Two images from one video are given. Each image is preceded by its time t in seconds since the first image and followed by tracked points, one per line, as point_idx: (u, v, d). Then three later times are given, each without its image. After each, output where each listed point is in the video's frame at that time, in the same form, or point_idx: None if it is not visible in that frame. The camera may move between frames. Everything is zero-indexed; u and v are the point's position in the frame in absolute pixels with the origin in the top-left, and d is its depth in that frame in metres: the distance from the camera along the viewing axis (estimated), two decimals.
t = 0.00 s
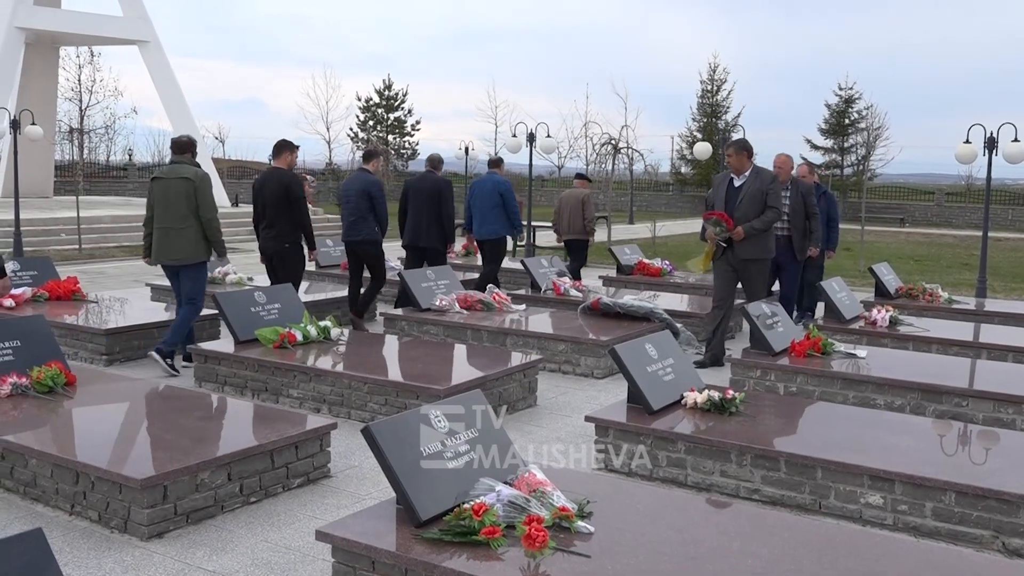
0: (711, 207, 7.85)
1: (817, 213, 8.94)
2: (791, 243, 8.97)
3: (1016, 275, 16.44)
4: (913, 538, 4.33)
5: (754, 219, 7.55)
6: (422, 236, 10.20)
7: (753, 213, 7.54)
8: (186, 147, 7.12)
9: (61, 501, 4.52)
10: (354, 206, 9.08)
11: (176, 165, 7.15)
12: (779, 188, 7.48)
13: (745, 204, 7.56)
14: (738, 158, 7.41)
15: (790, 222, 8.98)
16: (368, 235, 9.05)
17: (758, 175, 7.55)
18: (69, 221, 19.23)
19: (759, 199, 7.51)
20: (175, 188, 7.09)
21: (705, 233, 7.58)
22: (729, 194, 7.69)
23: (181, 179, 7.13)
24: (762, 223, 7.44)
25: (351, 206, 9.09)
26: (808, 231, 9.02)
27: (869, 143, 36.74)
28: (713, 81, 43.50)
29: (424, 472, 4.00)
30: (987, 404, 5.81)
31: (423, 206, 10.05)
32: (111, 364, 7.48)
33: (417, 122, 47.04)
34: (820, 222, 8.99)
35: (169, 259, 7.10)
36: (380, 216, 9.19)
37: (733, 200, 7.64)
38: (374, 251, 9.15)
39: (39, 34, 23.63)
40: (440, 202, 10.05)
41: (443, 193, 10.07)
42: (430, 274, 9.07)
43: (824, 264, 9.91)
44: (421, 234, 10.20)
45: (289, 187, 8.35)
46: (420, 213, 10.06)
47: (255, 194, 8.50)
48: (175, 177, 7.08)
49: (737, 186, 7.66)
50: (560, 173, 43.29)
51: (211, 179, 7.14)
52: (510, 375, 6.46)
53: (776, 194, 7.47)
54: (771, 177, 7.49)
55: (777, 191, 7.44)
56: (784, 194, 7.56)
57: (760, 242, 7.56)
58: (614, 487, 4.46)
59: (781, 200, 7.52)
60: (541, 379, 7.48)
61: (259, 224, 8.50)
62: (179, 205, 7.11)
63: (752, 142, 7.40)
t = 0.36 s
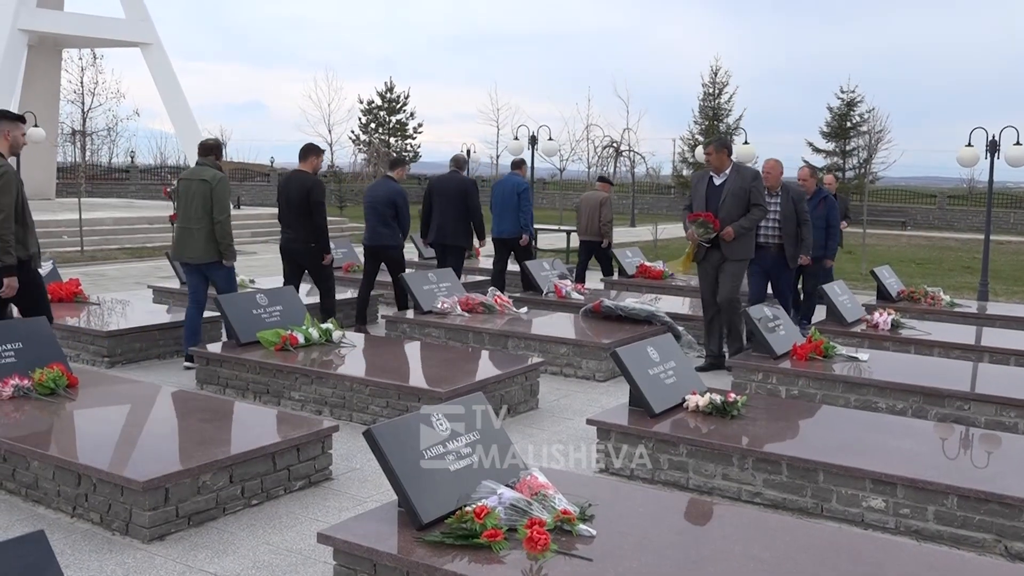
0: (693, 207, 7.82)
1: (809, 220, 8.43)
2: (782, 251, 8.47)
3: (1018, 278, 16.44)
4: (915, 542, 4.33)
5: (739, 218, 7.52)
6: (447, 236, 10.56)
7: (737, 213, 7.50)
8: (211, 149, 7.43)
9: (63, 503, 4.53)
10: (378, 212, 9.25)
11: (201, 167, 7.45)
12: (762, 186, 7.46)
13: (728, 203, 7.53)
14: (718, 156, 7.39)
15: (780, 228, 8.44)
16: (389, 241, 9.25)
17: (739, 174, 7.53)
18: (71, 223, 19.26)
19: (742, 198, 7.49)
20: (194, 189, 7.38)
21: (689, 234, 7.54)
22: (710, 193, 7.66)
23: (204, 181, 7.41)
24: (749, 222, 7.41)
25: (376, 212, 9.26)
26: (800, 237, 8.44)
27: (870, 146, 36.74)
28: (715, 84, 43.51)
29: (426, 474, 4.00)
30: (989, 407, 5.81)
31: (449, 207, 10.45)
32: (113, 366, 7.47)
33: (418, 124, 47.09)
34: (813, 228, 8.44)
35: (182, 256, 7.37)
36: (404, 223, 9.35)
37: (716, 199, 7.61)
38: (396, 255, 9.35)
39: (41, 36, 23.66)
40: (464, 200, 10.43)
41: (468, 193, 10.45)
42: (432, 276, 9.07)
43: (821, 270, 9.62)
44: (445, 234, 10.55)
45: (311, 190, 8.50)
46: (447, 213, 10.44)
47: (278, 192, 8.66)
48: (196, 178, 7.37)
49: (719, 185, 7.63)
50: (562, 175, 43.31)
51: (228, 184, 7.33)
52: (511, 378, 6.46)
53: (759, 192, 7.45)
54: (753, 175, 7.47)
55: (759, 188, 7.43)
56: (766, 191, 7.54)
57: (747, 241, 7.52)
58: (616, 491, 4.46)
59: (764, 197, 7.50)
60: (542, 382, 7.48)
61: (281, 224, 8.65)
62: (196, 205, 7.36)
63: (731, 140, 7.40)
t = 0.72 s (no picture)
0: (680, 216, 7.53)
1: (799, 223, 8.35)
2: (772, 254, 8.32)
3: (1020, 281, 16.43)
4: (917, 546, 4.32)
5: (726, 229, 7.21)
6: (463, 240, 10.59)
7: (724, 224, 7.19)
8: (247, 155, 7.73)
9: (64, 506, 4.52)
10: (406, 212, 9.99)
11: (235, 171, 7.80)
12: (750, 197, 7.15)
13: (714, 213, 7.22)
14: (707, 163, 7.09)
15: (771, 231, 8.30)
16: (413, 240, 10.01)
17: (728, 183, 7.22)
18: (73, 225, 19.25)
19: (729, 209, 7.18)
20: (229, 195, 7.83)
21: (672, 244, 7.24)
22: (697, 202, 7.37)
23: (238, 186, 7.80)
24: (735, 235, 7.10)
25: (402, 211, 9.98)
26: (790, 241, 8.39)
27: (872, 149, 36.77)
28: (716, 88, 43.52)
29: (428, 478, 4.00)
30: (991, 411, 5.80)
31: (466, 211, 10.56)
32: (114, 369, 7.47)
33: (420, 127, 47.14)
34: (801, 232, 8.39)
35: (217, 256, 7.84)
36: (429, 224, 10.07)
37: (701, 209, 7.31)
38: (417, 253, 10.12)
39: (43, 38, 23.66)
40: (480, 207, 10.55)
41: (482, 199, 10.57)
42: (433, 280, 9.07)
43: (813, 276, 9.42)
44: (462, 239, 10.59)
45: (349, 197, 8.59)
46: (463, 218, 10.53)
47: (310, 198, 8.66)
48: (231, 183, 7.76)
49: (705, 194, 7.34)
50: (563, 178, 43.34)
51: (265, 189, 7.75)
52: (513, 382, 6.46)
53: (747, 203, 7.14)
54: (741, 185, 7.17)
55: (748, 199, 7.12)
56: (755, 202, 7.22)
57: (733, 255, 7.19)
58: (618, 495, 4.46)
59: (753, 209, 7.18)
60: (543, 385, 7.47)
61: (314, 229, 8.69)
62: (232, 209, 7.78)
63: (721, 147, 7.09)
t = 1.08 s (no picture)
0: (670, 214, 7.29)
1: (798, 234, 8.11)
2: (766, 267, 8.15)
3: None
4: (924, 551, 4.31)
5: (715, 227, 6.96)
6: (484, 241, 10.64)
7: (713, 222, 6.95)
8: (279, 162, 8.54)
9: (71, 509, 4.53)
10: (428, 218, 10.08)
11: (269, 178, 8.55)
12: (742, 195, 6.91)
13: (704, 212, 6.98)
14: (700, 160, 6.85)
15: (766, 242, 8.11)
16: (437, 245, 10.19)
17: (720, 181, 6.99)
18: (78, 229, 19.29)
19: (719, 207, 6.94)
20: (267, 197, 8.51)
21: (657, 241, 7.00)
22: (687, 201, 7.12)
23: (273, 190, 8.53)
24: (723, 232, 6.84)
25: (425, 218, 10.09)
26: (787, 252, 8.15)
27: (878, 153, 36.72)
28: (721, 92, 43.54)
29: (433, 482, 4.00)
30: (999, 417, 5.78)
31: (484, 211, 10.62)
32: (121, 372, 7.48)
33: (425, 132, 47.23)
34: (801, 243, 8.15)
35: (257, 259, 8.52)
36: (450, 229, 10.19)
37: (691, 206, 7.06)
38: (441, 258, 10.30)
39: (50, 43, 23.74)
40: (498, 208, 10.60)
41: (502, 201, 10.63)
42: (438, 284, 9.07)
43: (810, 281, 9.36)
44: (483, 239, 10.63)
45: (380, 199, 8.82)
46: (481, 217, 10.61)
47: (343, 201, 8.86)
48: (267, 188, 8.47)
49: (697, 192, 7.08)
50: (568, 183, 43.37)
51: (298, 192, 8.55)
52: (519, 386, 6.46)
53: (738, 202, 6.90)
54: (733, 183, 6.93)
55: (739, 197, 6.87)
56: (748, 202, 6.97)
57: (721, 254, 6.94)
58: (624, 499, 4.45)
59: (745, 208, 6.93)
60: (549, 389, 7.47)
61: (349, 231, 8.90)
62: (269, 212, 8.51)
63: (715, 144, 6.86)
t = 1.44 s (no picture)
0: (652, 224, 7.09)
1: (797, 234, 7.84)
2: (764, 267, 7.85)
3: None
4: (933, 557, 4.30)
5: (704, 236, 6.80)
6: (512, 245, 10.79)
7: (701, 232, 6.78)
8: (308, 166, 8.63)
9: (79, 513, 4.54)
10: (450, 219, 10.31)
11: (299, 181, 8.68)
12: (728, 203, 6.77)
13: (691, 221, 6.79)
14: (684, 168, 6.64)
15: (765, 242, 7.84)
16: (462, 246, 10.39)
17: (704, 189, 6.82)
18: (86, 233, 19.32)
19: (708, 215, 6.78)
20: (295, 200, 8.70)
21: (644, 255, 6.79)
22: (672, 210, 6.92)
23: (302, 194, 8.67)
24: (714, 242, 6.70)
25: (447, 219, 10.32)
26: (785, 252, 7.86)
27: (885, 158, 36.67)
28: (728, 96, 43.54)
29: (442, 487, 4.00)
30: (1008, 422, 5.76)
31: (514, 215, 10.80)
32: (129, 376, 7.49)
33: (431, 136, 47.29)
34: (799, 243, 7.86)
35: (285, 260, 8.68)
36: (474, 228, 10.42)
37: (677, 217, 6.87)
38: (467, 258, 10.50)
39: (59, 48, 23.82)
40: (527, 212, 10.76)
41: (530, 205, 10.84)
42: (445, 288, 9.08)
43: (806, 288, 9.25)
44: (511, 242, 10.78)
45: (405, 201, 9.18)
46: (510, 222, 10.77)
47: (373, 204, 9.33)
48: (295, 191, 8.63)
49: (681, 201, 6.90)
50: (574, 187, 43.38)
51: (324, 194, 8.61)
52: (526, 390, 6.46)
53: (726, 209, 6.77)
54: (719, 190, 6.79)
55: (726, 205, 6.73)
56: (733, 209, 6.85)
57: (711, 264, 6.82)
58: (632, 505, 4.45)
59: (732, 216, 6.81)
60: (555, 394, 7.47)
61: (377, 232, 9.31)
62: (295, 215, 8.61)
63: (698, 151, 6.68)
